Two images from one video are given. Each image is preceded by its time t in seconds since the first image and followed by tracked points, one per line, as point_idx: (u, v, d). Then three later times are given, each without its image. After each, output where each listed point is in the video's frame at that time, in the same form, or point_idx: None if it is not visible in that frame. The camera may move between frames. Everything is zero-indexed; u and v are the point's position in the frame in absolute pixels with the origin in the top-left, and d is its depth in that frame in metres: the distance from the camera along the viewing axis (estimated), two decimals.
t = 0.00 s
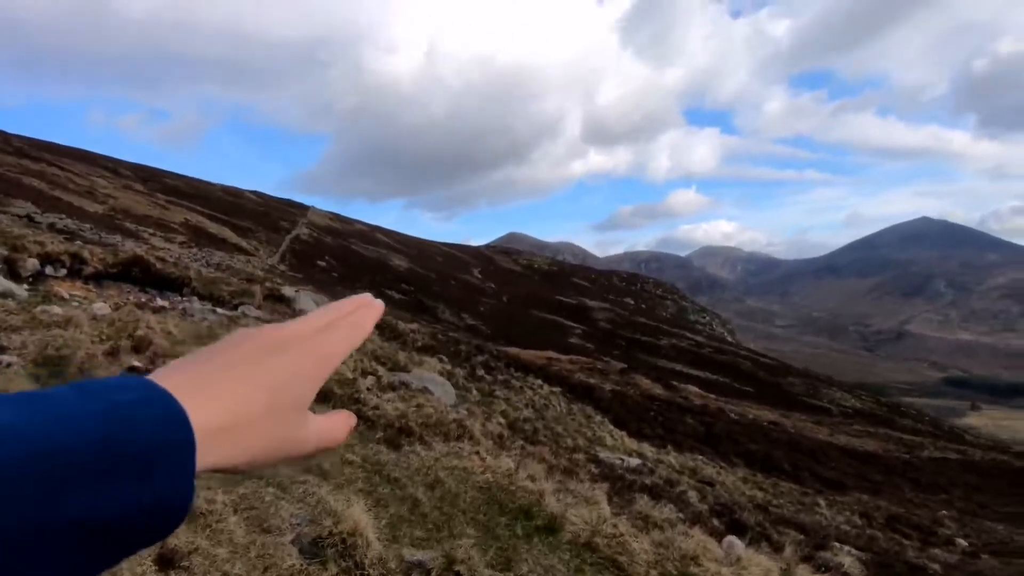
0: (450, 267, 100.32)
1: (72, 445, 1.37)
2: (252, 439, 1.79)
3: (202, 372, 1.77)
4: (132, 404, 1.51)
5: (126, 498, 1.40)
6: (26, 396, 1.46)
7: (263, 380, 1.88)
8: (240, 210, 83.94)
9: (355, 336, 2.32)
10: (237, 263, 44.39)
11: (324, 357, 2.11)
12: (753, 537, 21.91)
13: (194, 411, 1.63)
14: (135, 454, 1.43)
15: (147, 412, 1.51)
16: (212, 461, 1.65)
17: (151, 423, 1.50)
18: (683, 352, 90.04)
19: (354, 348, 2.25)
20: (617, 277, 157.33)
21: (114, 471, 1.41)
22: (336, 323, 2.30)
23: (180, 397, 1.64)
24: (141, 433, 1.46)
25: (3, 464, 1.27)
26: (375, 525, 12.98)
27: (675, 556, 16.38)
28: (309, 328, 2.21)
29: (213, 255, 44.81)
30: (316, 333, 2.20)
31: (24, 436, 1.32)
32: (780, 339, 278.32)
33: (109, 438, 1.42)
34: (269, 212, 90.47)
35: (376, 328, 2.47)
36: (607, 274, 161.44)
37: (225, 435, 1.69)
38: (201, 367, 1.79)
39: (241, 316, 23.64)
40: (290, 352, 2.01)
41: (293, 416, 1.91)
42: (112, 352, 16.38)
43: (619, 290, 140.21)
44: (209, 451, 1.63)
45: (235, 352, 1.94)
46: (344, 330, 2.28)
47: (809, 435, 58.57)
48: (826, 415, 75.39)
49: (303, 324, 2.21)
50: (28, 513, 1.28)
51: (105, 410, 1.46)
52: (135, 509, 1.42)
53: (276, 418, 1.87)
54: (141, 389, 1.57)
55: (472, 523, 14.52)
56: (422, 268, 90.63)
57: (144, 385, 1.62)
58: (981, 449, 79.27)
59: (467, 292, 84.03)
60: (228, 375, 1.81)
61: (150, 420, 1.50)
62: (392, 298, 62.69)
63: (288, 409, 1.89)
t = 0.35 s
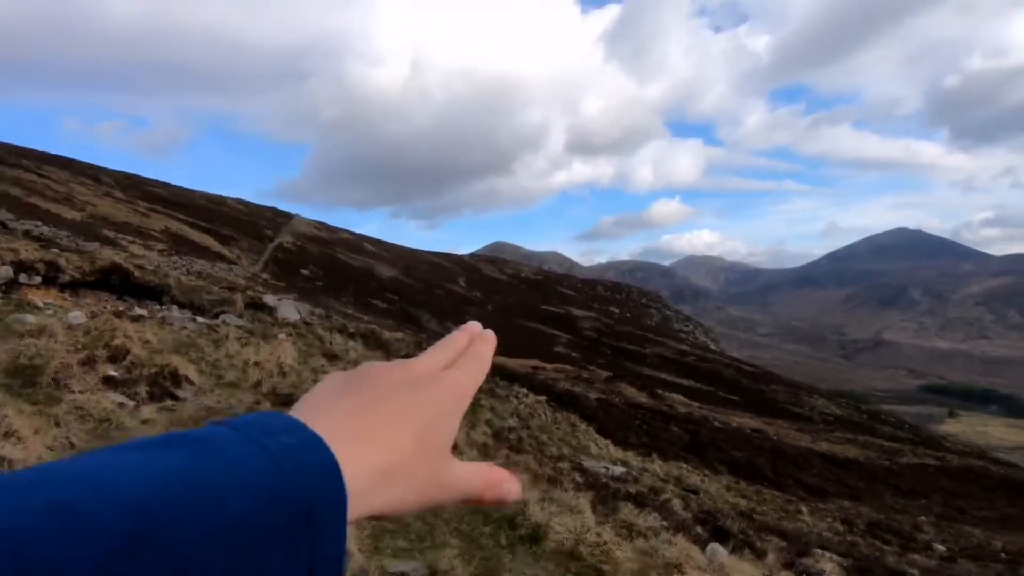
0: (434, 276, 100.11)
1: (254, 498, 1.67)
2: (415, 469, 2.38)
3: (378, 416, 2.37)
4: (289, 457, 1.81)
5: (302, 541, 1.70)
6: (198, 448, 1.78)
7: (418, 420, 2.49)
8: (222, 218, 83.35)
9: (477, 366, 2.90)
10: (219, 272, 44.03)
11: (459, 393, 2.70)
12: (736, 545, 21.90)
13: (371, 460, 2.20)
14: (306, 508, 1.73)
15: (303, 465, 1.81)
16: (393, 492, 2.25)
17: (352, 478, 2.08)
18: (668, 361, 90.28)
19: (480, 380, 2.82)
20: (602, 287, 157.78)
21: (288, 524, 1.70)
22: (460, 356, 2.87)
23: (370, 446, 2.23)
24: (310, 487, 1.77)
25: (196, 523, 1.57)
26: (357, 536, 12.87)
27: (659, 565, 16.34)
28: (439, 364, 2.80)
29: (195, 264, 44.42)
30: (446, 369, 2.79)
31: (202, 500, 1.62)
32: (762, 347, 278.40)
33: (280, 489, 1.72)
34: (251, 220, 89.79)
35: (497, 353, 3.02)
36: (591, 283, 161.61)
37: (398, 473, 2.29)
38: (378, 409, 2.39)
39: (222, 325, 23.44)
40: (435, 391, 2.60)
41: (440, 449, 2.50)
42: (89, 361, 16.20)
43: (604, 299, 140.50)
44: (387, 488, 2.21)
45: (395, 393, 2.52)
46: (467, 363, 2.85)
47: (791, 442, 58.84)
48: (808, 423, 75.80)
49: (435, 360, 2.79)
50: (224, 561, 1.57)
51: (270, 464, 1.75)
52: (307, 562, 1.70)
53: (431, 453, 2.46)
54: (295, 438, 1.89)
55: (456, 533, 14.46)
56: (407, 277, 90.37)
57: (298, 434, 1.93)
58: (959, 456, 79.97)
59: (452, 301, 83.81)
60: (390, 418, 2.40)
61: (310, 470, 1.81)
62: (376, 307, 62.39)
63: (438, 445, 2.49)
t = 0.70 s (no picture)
0: (416, 282, 99.76)
1: (251, 502, 1.62)
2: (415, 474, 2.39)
3: (379, 421, 2.38)
4: (290, 461, 1.74)
5: (297, 546, 1.62)
6: (196, 453, 1.72)
7: (419, 426, 2.50)
8: (200, 222, 82.40)
9: (473, 382, 2.96)
10: (195, 276, 43.48)
11: (458, 405, 2.74)
12: (714, 548, 21.97)
13: (372, 462, 2.18)
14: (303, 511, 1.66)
15: (303, 467, 1.75)
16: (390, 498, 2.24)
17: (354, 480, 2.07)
18: (648, 367, 90.65)
19: (473, 397, 2.86)
20: (583, 292, 158.23)
21: (283, 524, 1.63)
22: (456, 372, 2.92)
23: (370, 449, 2.24)
24: (308, 490, 1.70)
25: (186, 528, 1.51)
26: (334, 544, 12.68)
27: (638, 569, 16.34)
28: (436, 379, 2.84)
29: (170, 268, 43.82)
30: (441, 386, 2.83)
31: (201, 504, 1.56)
32: (742, 352, 278.60)
33: (280, 495, 1.64)
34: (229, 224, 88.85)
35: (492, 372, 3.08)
36: (572, 289, 161.54)
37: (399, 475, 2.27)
38: (380, 416, 2.40)
39: (197, 331, 23.10)
40: (434, 401, 2.64)
41: (440, 459, 2.50)
42: (58, 368, 15.88)
43: (585, 305, 140.87)
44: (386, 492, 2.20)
45: (397, 398, 2.55)
46: (463, 378, 2.90)
47: (769, 447, 59.21)
48: (786, 428, 76.28)
49: (431, 376, 2.83)
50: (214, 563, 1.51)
51: (268, 465, 1.69)
52: (303, 564, 1.62)
53: (427, 458, 2.46)
54: (296, 441, 1.82)
55: (434, 539, 14.32)
56: (387, 282, 89.98)
57: (299, 435, 1.87)
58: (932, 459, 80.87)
59: (433, 307, 83.58)
60: (392, 424, 2.40)
61: (310, 475, 1.74)
62: (356, 313, 62.01)
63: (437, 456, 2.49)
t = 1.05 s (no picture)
0: (401, 286, 99.57)
1: (308, 514, 1.62)
2: (459, 482, 2.46)
3: (425, 428, 2.45)
4: (343, 470, 1.74)
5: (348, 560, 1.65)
6: (251, 459, 1.73)
7: (462, 434, 2.58)
8: (181, 225, 81.70)
9: (508, 389, 3.04)
10: (175, 279, 43.07)
11: (495, 414, 2.82)
12: (696, 550, 22.04)
13: (420, 471, 2.25)
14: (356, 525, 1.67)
15: (354, 473, 1.75)
16: (437, 503, 2.31)
17: (406, 486, 2.14)
18: (633, 371, 91.06)
19: (509, 406, 2.95)
20: (568, 297, 158.67)
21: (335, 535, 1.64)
22: (493, 379, 3.00)
23: (418, 456, 2.30)
24: (361, 504, 1.71)
25: (243, 537, 1.52)
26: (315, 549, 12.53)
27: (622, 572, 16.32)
28: (473, 385, 2.92)
29: (150, 271, 43.38)
30: (477, 391, 2.90)
31: (260, 522, 1.56)
32: (726, 357, 278.66)
33: (333, 508, 1.66)
34: (211, 227, 88.23)
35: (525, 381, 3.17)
36: (558, 293, 161.53)
37: (443, 484, 2.35)
38: (426, 424, 2.48)
39: (177, 334, 22.86)
40: (475, 409, 2.72)
41: (480, 468, 2.58)
42: (34, 373, 15.65)
43: (570, 310, 141.21)
44: (434, 499, 2.27)
45: (440, 405, 2.63)
46: (499, 387, 2.99)
47: (751, 451, 59.56)
48: (768, 431, 76.71)
49: (469, 382, 2.91)
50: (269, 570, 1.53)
51: (320, 474, 1.69)
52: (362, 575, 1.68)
53: (466, 465, 2.51)
54: (347, 448, 1.82)
55: (419, 545, 14.23)
56: (373, 286, 89.73)
57: (349, 442, 1.88)
58: (910, 462, 81.63)
59: (418, 311, 83.48)
60: (436, 430, 2.48)
61: (364, 487, 1.75)
62: (341, 316, 61.77)
63: (479, 465, 2.57)
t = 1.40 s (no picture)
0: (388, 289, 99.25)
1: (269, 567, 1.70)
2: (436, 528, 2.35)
3: (394, 477, 2.36)
4: (302, 529, 1.83)
5: None
6: (214, 520, 1.80)
7: (436, 479, 2.48)
8: (165, 227, 80.92)
9: (480, 434, 2.98)
10: (158, 283, 42.62)
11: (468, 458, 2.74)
12: (682, 552, 22.05)
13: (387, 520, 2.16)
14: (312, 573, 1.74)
15: (312, 534, 1.84)
16: (409, 555, 2.20)
17: (369, 539, 2.05)
18: (620, 374, 91.22)
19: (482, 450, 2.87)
20: (555, 300, 158.76)
21: None
22: (464, 426, 2.94)
23: (385, 504, 2.22)
24: (320, 557, 1.80)
25: None
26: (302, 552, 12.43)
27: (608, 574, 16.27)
28: (444, 432, 2.85)
29: (133, 274, 42.90)
30: (447, 438, 2.82)
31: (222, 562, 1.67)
32: (713, 360, 278.60)
33: (294, 561, 1.74)
34: (196, 229, 87.49)
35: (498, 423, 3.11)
36: (545, 296, 161.35)
37: (417, 531, 2.25)
38: (395, 473, 2.38)
39: (160, 339, 22.60)
40: (445, 454, 2.63)
41: (455, 514, 2.47)
42: (13, 378, 15.40)
43: (557, 313, 141.22)
44: (405, 550, 2.16)
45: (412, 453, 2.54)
46: (471, 433, 2.92)
47: (738, 453, 59.75)
48: (754, 433, 77.03)
49: (440, 429, 2.83)
50: None
51: (279, 531, 1.77)
52: None
53: (442, 512, 2.41)
54: (306, 508, 1.91)
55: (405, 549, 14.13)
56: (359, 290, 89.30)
57: (309, 501, 1.98)
58: (893, 463, 82.17)
59: (405, 314, 83.21)
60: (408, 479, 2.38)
61: (320, 545, 1.84)
62: (327, 320, 61.41)
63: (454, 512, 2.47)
